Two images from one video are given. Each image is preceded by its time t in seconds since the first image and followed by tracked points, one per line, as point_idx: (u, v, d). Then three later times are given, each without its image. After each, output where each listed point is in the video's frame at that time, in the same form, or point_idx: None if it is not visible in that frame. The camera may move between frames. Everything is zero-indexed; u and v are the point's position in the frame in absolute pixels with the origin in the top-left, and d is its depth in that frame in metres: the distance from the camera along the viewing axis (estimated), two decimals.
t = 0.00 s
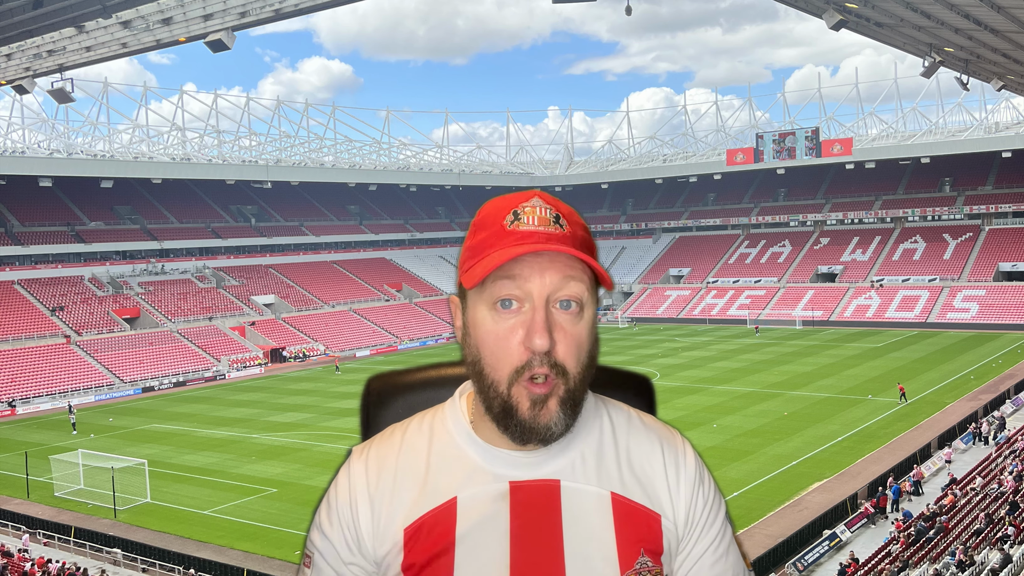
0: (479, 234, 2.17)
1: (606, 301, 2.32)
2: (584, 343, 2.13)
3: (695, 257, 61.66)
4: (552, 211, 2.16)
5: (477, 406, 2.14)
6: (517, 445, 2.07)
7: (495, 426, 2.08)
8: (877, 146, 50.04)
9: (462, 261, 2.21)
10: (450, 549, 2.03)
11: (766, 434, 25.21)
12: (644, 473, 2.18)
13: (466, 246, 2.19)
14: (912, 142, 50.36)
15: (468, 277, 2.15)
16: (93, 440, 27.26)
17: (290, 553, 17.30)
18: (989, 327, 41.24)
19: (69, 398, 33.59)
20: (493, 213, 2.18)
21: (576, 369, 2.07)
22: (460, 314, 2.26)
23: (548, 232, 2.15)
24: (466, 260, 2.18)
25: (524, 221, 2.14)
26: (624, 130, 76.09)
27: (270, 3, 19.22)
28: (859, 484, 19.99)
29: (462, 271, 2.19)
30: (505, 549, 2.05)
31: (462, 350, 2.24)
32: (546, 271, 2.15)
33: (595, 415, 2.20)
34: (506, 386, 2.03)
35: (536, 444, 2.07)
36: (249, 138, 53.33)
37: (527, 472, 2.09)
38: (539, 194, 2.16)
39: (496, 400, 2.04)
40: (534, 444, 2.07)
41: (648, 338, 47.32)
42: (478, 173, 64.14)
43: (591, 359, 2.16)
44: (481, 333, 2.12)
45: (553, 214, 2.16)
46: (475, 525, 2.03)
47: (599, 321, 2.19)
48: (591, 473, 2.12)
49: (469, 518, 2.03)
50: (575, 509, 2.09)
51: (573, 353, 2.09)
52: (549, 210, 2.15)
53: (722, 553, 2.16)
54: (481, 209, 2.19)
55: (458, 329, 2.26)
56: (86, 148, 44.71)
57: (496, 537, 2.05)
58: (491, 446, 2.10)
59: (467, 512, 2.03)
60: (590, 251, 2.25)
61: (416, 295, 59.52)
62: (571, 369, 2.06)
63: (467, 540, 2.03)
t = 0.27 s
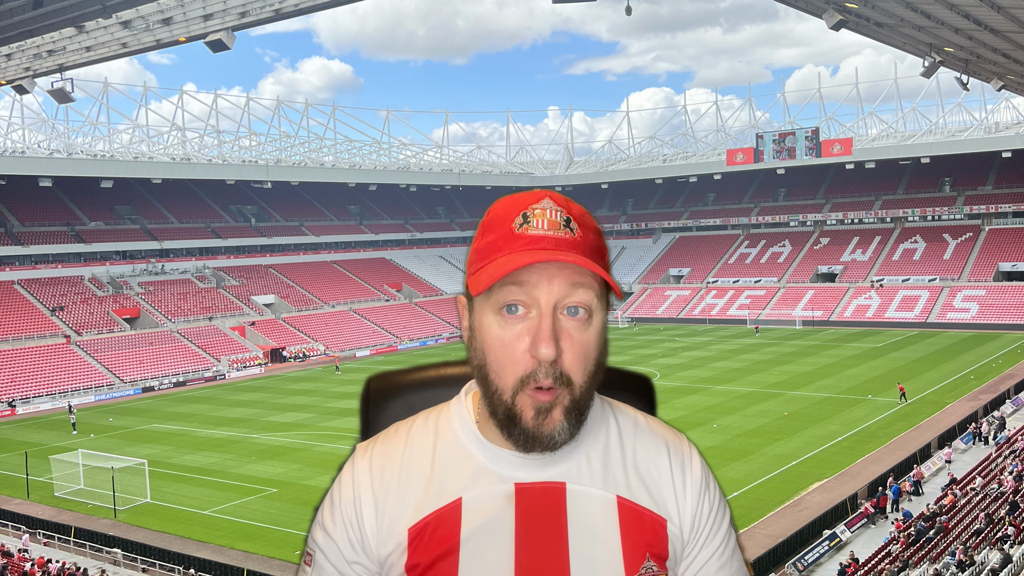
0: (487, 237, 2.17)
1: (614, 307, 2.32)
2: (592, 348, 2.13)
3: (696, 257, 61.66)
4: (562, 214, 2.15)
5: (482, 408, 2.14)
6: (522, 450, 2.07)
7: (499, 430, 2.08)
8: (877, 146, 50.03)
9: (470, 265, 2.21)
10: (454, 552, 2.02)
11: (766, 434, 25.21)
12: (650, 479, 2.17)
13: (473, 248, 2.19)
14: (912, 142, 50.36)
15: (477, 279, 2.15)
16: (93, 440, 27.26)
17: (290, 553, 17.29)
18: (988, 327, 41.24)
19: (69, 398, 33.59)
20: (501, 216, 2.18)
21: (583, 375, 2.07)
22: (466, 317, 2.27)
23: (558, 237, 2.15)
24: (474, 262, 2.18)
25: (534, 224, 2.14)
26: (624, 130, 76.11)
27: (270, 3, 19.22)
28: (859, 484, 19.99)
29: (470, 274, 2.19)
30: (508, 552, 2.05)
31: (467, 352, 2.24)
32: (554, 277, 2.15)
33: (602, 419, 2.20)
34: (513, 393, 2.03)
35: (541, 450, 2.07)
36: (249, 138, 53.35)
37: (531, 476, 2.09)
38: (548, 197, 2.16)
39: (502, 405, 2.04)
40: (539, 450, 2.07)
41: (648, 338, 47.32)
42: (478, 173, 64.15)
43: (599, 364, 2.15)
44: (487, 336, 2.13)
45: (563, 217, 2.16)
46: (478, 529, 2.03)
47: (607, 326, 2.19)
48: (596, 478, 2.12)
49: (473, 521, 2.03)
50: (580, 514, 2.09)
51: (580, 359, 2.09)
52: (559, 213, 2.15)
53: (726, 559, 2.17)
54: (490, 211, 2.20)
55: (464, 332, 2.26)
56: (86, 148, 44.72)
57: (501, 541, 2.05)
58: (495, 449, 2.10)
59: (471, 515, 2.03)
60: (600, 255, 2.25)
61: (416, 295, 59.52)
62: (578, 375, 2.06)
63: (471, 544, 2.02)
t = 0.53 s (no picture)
0: (478, 238, 2.17)
1: (611, 303, 2.31)
2: (589, 347, 2.13)
3: (695, 257, 61.66)
4: (553, 212, 2.15)
5: (483, 408, 2.14)
6: (520, 452, 2.07)
7: (497, 430, 2.08)
8: (877, 146, 50.03)
9: (465, 266, 2.21)
10: (455, 551, 2.02)
11: (766, 434, 25.21)
12: (651, 478, 2.17)
13: (467, 248, 2.19)
14: (912, 142, 50.36)
15: (469, 281, 2.15)
16: (93, 440, 27.26)
17: (291, 553, 17.29)
18: (989, 327, 41.23)
19: (69, 399, 33.60)
20: (494, 214, 2.18)
21: (580, 374, 2.07)
22: (462, 318, 2.26)
23: (548, 234, 2.14)
24: (468, 264, 2.18)
25: (525, 222, 2.13)
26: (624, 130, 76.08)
27: (270, 3, 19.22)
28: (860, 484, 19.99)
29: (464, 274, 2.19)
30: (511, 551, 2.05)
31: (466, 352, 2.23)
32: (547, 275, 2.15)
33: (602, 418, 2.20)
34: (508, 393, 2.03)
35: (540, 452, 2.07)
36: (249, 138, 53.35)
37: (532, 475, 2.09)
38: (539, 195, 2.15)
39: (501, 407, 2.04)
40: (537, 452, 2.07)
41: (648, 338, 47.32)
42: (478, 173, 64.17)
43: (597, 362, 2.15)
44: (483, 337, 2.12)
45: (554, 215, 2.15)
46: (480, 528, 2.03)
47: (604, 323, 2.18)
48: (598, 477, 2.12)
49: (474, 523, 2.03)
50: (580, 513, 2.09)
51: (577, 357, 2.08)
52: (550, 211, 2.14)
53: (730, 558, 2.17)
54: (484, 210, 2.19)
55: (461, 331, 2.26)
56: (86, 148, 44.70)
57: (504, 540, 2.05)
58: (494, 447, 2.10)
59: (471, 516, 2.03)
60: (595, 252, 2.24)
61: (416, 295, 59.52)
62: (574, 375, 2.06)
63: (473, 543, 2.02)
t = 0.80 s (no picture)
0: (463, 237, 2.18)
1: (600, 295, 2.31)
2: (581, 336, 2.13)
3: (695, 257, 61.70)
4: (533, 207, 2.16)
5: (479, 404, 2.14)
6: (518, 445, 2.07)
7: (494, 426, 2.08)
8: (877, 146, 50.06)
9: (451, 262, 2.21)
10: (455, 546, 2.01)
11: (766, 434, 25.22)
12: (649, 470, 2.17)
13: (453, 248, 2.20)
14: (912, 142, 50.38)
15: (457, 278, 2.16)
16: (93, 441, 27.27)
17: (291, 553, 17.30)
18: (989, 327, 41.24)
19: (69, 398, 33.61)
20: (477, 212, 2.18)
21: (574, 363, 2.06)
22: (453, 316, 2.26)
23: (529, 228, 2.14)
24: (454, 261, 2.19)
25: (506, 219, 2.14)
26: (624, 130, 76.12)
27: (270, 3, 19.22)
28: (860, 484, 19.99)
29: (451, 273, 2.20)
30: (510, 548, 2.04)
31: (458, 349, 2.24)
32: (532, 267, 2.14)
33: (600, 412, 2.19)
34: (502, 385, 2.03)
35: (538, 444, 2.07)
36: (249, 138, 53.37)
37: (529, 470, 2.08)
38: (517, 193, 2.16)
39: (496, 401, 2.04)
40: (535, 445, 2.07)
41: (648, 338, 47.33)
42: (478, 173, 64.21)
43: (590, 353, 2.15)
44: (474, 334, 2.12)
45: (533, 210, 2.15)
46: (479, 524, 2.03)
47: (594, 314, 2.18)
48: (595, 470, 2.11)
49: (473, 517, 2.03)
50: (579, 506, 2.08)
51: (569, 347, 2.07)
52: (529, 207, 2.15)
53: (731, 549, 2.16)
54: (467, 209, 2.20)
55: (452, 329, 2.26)
56: (86, 148, 44.71)
57: (504, 534, 2.05)
58: (492, 442, 2.10)
59: (469, 510, 2.03)
60: (579, 245, 2.24)
61: (416, 295, 59.52)
62: (568, 364, 2.05)
63: (473, 538, 2.02)
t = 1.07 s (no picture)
0: (453, 238, 2.19)
1: (590, 290, 2.31)
2: (573, 328, 2.12)
3: (696, 257, 61.67)
4: (519, 205, 2.16)
5: (475, 401, 2.14)
6: (514, 438, 2.07)
7: (490, 419, 2.08)
8: (877, 146, 50.04)
9: (442, 262, 2.23)
10: (451, 538, 2.01)
11: (766, 434, 25.21)
12: (645, 462, 2.16)
13: (443, 249, 2.21)
14: (912, 142, 50.35)
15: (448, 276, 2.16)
16: (93, 441, 27.26)
17: (291, 553, 17.29)
18: (989, 327, 41.22)
19: (69, 398, 33.60)
20: (466, 213, 2.20)
21: (566, 355, 2.05)
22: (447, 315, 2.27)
23: (518, 226, 2.15)
24: (445, 261, 2.20)
25: (494, 217, 2.15)
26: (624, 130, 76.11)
27: (270, 3, 19.21)
28: (860, 484, 19.99)
29: (443, 272, 2.21)
30: (507, 541, 2.03)
31: (452, 348, 2.24)
32: (522, 261, 2.14)
33: (594, 406, 2.19)
34: (495, 379, 2.03)
35: (533, 436, 2.06)
36: (249, 138, 53.34)
37: (526, 463, 2.08)
38: (505, 192, 2.18)
39: (489, 395, 2.04)
40: (531, 437, 2.06)
41: (648, 338, 47.32)
42: (478, 173, 64.18)
43: (582, 346, 2.14)
44: (467, 330, 2.13)
45: (520, 208, 2.16)
46: (476, 517, 2.02)
47: (585, 308, 2.18)
48: (590, 463, 2.11)
49: (470, 509, 2.02)
50: (577, 498, 2.07)
51: (560, 339, 2.07)
52: (516, 205, 2.16)
53: (730, 538, 2.14)
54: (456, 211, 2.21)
55: (446, 327, 2.27)
56: (86, 148, 44.69)
57: (501, 527, 2.04)
58: (488, 436, 2.10)
59: (467, 502, 2.03)
60: (568, 242, 2.24)
61: (416, 296, 59.50)
62: (560, 354, 2.04)
63: (471, 530, 2.02)
